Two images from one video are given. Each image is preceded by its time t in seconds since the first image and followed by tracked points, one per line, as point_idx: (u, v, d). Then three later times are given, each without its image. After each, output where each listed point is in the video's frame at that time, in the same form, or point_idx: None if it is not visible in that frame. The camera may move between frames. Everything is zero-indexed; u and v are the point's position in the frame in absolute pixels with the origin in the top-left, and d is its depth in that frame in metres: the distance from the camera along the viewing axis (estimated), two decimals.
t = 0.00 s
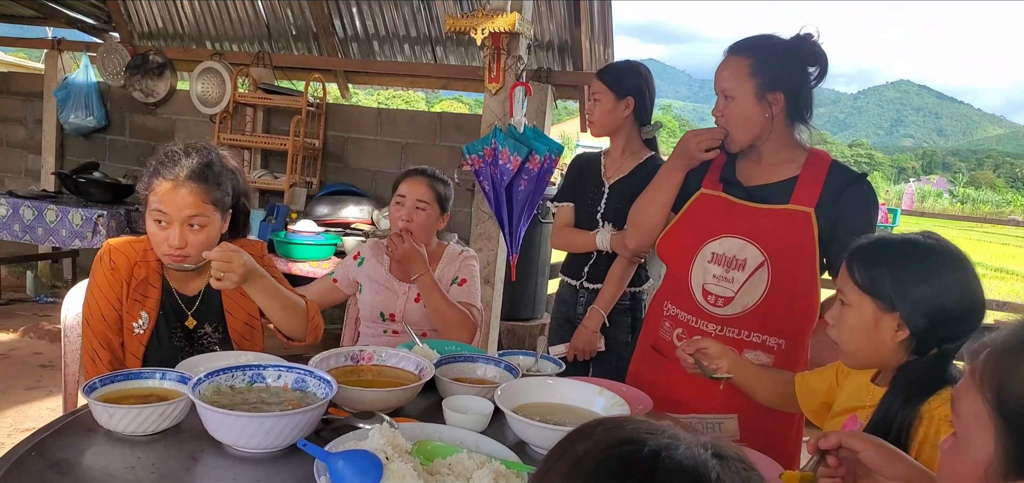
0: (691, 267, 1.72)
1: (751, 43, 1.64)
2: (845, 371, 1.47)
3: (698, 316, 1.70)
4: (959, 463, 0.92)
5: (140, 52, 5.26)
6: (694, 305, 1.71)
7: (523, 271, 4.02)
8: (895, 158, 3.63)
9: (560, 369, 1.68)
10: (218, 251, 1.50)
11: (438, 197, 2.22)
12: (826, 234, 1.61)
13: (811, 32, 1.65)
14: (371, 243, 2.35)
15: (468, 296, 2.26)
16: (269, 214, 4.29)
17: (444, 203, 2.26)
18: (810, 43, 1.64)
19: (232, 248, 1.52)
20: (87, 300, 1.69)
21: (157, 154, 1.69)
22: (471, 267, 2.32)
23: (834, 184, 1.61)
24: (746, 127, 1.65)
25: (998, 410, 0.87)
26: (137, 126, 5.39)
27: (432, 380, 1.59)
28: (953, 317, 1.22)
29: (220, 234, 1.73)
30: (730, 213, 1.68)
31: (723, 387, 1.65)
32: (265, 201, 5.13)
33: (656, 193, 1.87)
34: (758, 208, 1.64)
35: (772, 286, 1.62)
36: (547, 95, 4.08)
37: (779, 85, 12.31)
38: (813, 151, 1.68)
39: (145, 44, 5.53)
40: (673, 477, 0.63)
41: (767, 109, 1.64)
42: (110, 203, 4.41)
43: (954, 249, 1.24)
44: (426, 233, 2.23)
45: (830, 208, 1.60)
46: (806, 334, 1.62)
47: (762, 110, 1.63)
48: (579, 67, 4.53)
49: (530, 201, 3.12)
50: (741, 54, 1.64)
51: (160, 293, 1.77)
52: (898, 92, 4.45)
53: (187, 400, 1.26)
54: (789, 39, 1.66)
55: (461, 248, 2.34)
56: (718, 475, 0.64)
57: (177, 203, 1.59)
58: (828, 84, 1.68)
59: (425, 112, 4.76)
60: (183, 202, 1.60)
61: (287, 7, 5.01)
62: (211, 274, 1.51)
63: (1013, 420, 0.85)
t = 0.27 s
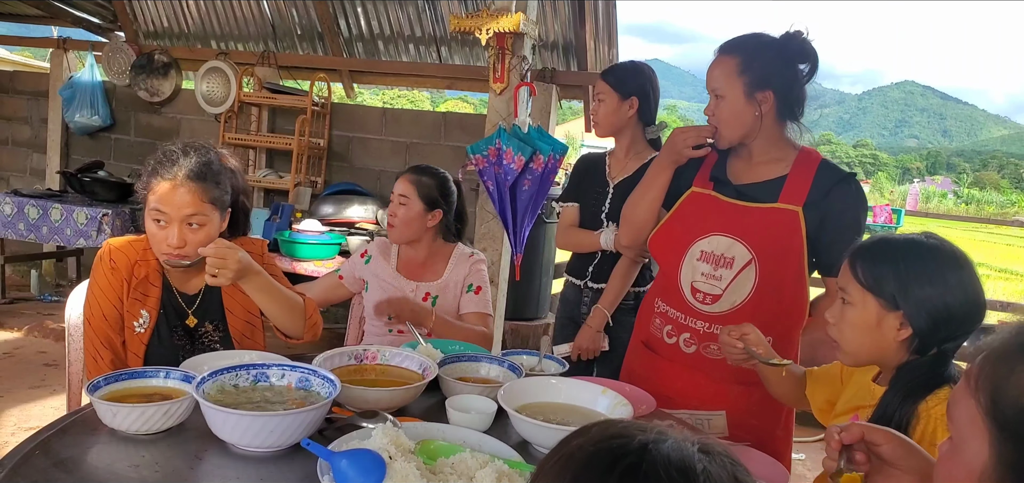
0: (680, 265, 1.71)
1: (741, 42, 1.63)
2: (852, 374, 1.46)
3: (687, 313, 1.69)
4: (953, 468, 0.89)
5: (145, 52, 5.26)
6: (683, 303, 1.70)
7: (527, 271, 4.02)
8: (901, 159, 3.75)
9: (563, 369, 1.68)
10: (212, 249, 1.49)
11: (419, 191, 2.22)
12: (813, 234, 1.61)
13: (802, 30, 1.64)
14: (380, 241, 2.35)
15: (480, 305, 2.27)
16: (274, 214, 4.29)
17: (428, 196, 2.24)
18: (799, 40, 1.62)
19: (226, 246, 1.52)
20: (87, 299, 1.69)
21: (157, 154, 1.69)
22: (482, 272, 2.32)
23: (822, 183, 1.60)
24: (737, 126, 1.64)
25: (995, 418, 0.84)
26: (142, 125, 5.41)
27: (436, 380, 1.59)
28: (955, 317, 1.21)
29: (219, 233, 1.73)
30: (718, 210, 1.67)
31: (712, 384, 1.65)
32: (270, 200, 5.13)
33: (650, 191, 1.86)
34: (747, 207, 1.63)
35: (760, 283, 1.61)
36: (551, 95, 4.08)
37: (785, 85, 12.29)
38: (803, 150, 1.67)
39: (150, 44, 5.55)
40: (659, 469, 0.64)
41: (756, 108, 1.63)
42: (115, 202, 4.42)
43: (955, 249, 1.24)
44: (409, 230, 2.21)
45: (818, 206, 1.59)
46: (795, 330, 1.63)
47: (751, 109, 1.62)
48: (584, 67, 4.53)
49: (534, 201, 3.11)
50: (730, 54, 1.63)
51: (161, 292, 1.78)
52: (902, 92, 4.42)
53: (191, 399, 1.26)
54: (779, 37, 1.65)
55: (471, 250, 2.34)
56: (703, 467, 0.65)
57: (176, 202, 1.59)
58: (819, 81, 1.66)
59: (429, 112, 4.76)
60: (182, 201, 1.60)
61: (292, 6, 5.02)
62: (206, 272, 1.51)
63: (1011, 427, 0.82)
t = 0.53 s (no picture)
0: (673, 264, 1.70)
1: (726, 41, 1.63)
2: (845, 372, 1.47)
3: (680, 312, 1.68)
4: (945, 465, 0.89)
5: (144, 50, 5.25)
6: (676, 301, 1.69)
7: (528, 270, 4.01)
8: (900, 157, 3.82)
9: (563, 368, 1.67)
10: (204, 245, 1.49)
11: (402, 186, 2.25)
12: (804, 233, 1.60)
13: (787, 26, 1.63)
14: (380, 240, 2.35)
15: (478, 311, 2.24)
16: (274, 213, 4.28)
17: (409, 191, 2.26)
18: (785, 37, 1.62)
19: (219, 243, 1.51)
20: (82, 299, 1.67)
21: (149, 153, 1.69)
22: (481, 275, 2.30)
23: (812, 182, 1.59)
24: (728, 124, 1.63)
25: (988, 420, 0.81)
26: (142, 124, 5.40)
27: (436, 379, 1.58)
28: (948, 318, 1.21)
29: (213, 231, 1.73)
30: (711, 209, 1.66)
31: (706, 383, 1.64)
32: (270, 199, 5.13)
33: (642, 189, 1.85)
34: (740, 206, 1.62)
35: (752, 281, 1.61)
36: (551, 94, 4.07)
37: (786, 85, 12.29)
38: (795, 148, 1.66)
39: (150, 42, 5.54)
40: (654, 465, 0.63)
41: (745, 107, 1.62)
42: (114, 201, 4.41)
43: (941, 250, 1.24)
44: (394, 225, 2.22)
45: (809, 204, 1.58)
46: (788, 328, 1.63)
47: (739, 108, 1.62)
48: (584, 66, 4.52)
49: (534, 200, 3.11)
50: (716, 55, 1.62)
51: (156, 292, 1.77)
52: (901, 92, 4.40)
53: (190, 398, 1.25)
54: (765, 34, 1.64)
55: (470, 250, 2.32)
56: (696, 465, 0.65)
57: (170, 201, 1.59)
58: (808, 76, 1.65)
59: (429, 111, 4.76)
60: (176, 199, 1.60)
61: (292, 5, 5.02)
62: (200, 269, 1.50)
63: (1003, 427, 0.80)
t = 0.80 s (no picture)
0: (673, 264, 1.70)
1: (730, 40, 1.62)
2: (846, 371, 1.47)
3: (680, 312, 1.67)
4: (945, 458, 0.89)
5: (144, 49, 5.24)
6: (676, 301, 1.68)
7: (528, 269, 4.01)
8: (901, 157, 3.87)
9: (563, 367, 1.67)
10: (200, 238, 1.49)
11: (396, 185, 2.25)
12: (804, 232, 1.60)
13: (790, 25, 1.63)
14: (377, 238, 2.35)
15: (470, 307, 2.22)
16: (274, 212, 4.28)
17: (404, 189, 2.25)
18: (788, 35, 1.62)
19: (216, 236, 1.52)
20: (80, 298, 1.67)
21: (146, 150, 1.68)
22: (477, 273, 2.29)
23: (815, 180, 1.59)
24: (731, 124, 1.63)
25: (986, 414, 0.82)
26: (142, 123, 5.40)
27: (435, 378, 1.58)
28: (941, 320, 1.20)
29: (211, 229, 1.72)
30: (712, 209, 1.66)
31: (706, 383, 1.63)
32: (270, 198, 5.13)
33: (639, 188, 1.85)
34: (741, 206, 1.62)
35: (754, 281, 1.60)
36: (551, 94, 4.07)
37: (786, 85, 12.28)
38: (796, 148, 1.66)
39: (150, 41, 5.54)
40: (646, 462, 0.63)
41: (751, 105, 1.62)
42: (114, 200, 4.41)
43: (936, 252, 1.23)
44: (388, 222, 2.22)
45: (810, 202, 1.59)
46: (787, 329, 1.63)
47: (744, 106, 1.61)
48: (584, 65, 4.52)
49: (534, 199, 3.10)
50: (720, 54, 1.62)
51: (154, 290, 1.76)
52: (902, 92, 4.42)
53: (189, 397, 1.25)
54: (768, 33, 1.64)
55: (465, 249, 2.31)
56: (687, 462, 0.64)
57: (168, 198, 1.59)
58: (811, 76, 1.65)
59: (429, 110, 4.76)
60: (174, 195, 1.59)
61: (292, 4, 5.02)
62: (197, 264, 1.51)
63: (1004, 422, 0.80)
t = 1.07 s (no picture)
0: (684, 266, 1.70)
1: (748, 41, 1.59)
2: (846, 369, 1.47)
3: (691, 314, 1.68)
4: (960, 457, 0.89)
5: (145, 48, 5.24)
6: (687, 303, 1.69)
7: (529, 268, 4.02)
8: (902, 157, 3.88)
9: (564, 366, 1.67)
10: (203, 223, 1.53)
11: (396, 185, 2.25)
12: (816, 233, 1.57)
13: (799, 23, 1.61)
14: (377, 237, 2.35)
15: (469, 307, 2.23)
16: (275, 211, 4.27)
17: (403, 188, 2.26)
18: (799, 33, 1.60)
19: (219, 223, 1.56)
20: (80, 297, 1.68)
21: (146, 149, 1.69)
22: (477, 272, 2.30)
23: (826, 181, 1.57)
24: (751, 128, 1.61)
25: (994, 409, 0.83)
26: (143, 122, 5.40)
27: (436, 377, 1.58)
28: (947, 317, 1.20)
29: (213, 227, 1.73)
30: (722, 210, 1.66)
31: (718, 385, 1.64)
32: (271, 197, 5.13)
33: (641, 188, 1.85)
34: (750, 206, 1.62)
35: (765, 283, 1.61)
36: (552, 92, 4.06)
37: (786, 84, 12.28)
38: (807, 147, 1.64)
39: (150, 40, 5.55)
40: (661, 456, 0.64)
41: (773, 108, 1.60)
42: (115, 199, 4.41)
43: (942, 249, 1.23)
44: (388, 222, 2.22)
45: (824, 202, 1.56)
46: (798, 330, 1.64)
47: (768, 110, 1.60)
48: (585, 64, 4.51)
49: (535, 198, 3.10)
50: (741, 56, 1.58)
51: (154, 289, 1.77)
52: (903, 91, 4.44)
53: (191, 396, 1.25)
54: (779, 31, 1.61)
55: (465, 248, 2.32)
56: (702, 458, 0.65)
57: (172, 195, 1.59)
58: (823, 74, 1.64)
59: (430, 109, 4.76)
60: (177, 192, 1.59)
61: (293, 3, 5.02)
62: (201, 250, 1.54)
63: (1009, 417, 0.81)
